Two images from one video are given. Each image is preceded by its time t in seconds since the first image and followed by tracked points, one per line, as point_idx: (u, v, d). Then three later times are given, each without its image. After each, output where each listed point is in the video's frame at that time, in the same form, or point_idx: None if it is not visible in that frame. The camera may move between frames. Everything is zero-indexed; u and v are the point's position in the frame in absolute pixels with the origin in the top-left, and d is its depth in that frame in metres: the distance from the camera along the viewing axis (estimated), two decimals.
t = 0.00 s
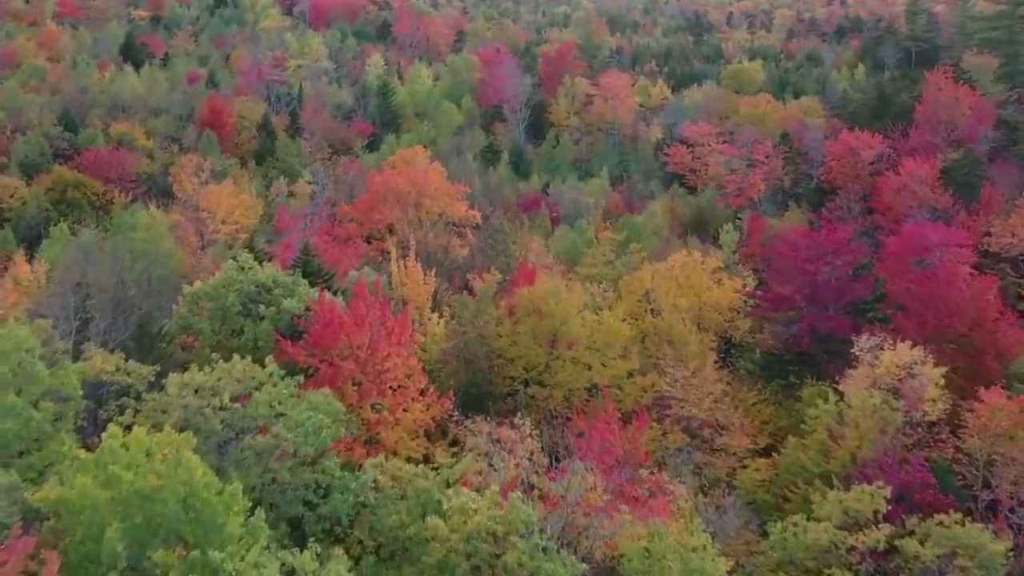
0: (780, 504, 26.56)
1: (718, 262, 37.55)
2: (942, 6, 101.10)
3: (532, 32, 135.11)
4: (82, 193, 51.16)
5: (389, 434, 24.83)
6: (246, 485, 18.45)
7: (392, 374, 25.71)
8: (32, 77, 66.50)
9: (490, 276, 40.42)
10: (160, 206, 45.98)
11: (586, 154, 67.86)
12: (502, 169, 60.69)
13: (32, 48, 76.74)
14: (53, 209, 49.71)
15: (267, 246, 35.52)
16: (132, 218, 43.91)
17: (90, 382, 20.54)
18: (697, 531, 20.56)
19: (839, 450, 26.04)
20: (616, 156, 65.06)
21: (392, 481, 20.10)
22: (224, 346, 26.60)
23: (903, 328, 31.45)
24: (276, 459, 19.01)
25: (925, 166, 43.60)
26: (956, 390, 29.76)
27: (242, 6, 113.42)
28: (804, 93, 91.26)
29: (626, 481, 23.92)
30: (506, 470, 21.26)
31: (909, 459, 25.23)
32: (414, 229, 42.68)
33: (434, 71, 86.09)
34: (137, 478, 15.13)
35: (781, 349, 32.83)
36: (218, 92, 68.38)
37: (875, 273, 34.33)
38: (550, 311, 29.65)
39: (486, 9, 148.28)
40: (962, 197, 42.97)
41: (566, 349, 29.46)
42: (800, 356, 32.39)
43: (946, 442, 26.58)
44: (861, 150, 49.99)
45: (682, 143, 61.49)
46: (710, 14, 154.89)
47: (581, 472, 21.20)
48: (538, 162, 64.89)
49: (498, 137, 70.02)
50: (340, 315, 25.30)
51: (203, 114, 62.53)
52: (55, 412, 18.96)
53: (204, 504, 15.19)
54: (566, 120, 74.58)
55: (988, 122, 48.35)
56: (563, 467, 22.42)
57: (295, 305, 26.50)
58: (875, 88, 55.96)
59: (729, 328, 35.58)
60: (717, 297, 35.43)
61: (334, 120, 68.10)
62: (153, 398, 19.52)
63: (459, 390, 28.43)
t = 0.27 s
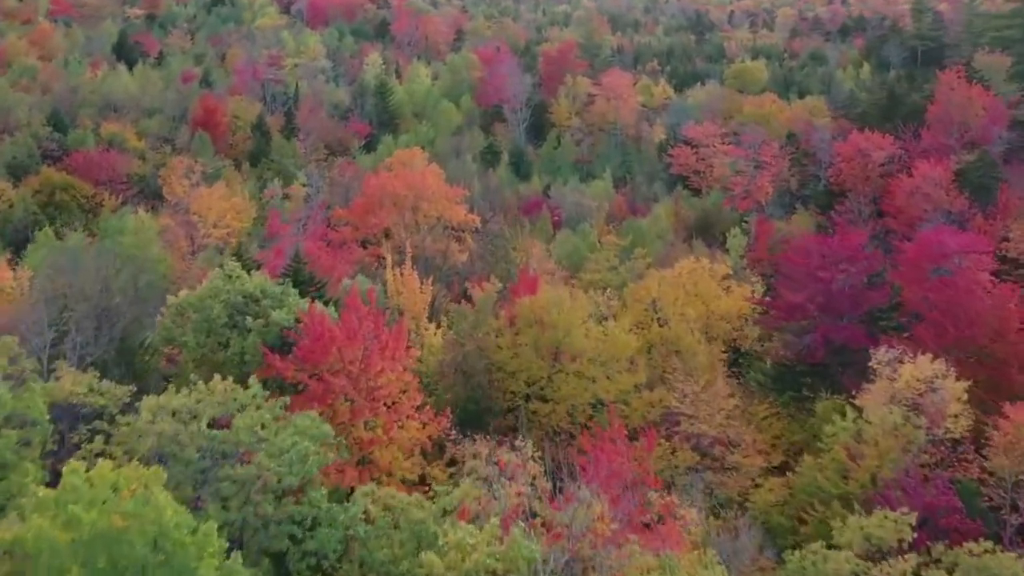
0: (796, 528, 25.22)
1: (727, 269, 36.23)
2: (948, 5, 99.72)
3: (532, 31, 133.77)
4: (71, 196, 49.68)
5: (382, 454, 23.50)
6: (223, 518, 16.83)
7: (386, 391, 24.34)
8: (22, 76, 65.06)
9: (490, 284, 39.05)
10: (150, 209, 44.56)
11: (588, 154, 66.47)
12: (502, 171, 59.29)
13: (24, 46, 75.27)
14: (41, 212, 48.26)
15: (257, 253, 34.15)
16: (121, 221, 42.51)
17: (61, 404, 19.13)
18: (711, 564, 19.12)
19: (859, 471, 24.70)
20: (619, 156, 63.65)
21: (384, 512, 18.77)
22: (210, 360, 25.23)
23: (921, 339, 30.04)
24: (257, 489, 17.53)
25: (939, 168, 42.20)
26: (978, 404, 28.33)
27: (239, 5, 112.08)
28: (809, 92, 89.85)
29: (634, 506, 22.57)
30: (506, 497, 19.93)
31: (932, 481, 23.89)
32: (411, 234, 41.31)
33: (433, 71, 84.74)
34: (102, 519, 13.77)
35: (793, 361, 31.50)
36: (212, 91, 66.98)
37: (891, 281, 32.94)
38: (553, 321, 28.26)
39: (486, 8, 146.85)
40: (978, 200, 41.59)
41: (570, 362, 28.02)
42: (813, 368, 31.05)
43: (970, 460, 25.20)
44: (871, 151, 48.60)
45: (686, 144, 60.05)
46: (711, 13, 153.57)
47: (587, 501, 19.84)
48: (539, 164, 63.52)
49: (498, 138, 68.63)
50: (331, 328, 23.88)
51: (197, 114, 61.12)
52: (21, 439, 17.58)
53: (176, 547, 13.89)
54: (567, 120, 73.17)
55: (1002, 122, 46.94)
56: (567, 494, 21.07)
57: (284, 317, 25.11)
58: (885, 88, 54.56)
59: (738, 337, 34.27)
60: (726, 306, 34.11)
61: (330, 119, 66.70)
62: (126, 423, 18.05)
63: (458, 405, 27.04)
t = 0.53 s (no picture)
0: (816, 555, 23.83)
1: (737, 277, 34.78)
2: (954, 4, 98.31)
3: (533, 30, 132.51)
4: (58, 198, 48.12)
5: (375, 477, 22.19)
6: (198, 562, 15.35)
7: (380, 410, 22.89)
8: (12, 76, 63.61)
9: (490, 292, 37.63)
10: (138, 214, 43.11)
11: (590, 156, 65.05)
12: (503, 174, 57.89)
13: (15, 46, 73.82)
14: (27, 215, 46.71)
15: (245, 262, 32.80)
16: (107, 226, 41.06)
17: (22, 432, 17.22)
18: None
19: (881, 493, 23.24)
20: (622, 158, 62.20)
21: (374, 549, 17.87)
22: (194, 374, 23.88)
23: (942, 353, 28.55)
24: (236, 528, 16.04)
25: (956, 171, 40.72)
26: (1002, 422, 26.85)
27: (237, 3, 111.10)
28: (814, 92, 88.47)
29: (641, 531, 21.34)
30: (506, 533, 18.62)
31: (958, 505, 22.48)
32: (408, 239, 39.88)
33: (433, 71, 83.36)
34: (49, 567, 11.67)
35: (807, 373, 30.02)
36: (206, 91, 65.55)
37: (909, 291, 31.45)
38: (559, 334, 26.98)
39: (486, 7, 145.52)
40: (996, 204, 40.11)
41: (573, 378, 26.70)
42: (828, 380, 29.49)
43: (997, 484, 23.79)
44: (882, 153, 47.15)
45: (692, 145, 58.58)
46: (713, 12, 152.29)
47: (594, 537, 18.47)
48: (540, 166, 62.09)
49: (498, 139, 67.20)
50: (320, 343, 22.33)
51: (189, 114, 59.68)
52: None
53: None
54: (569, 121, 71.74)
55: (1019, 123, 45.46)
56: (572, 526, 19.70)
57: (271, 331, 23.61)
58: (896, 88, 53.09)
59: (749, 347, 32.88)
60: (737, 315, 32.73)
61: (326, 120, 65.33)
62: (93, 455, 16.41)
63: (457, 422, 25.53)
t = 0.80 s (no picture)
0: None
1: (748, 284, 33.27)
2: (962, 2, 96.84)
3: (533, 28, 131.18)
4: (45, 202, 46.50)
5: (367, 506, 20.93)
6: None
7: (372, 434, 21.45)
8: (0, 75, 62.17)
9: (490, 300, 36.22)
10: (126, 218, 41.68)
11: (592, 157, 63.63)
12: (503, 176, 56.45)
13: (6, 44, 72.38)
14: (13, 219, 45.10)
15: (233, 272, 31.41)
16: (93, 231, 39.63)
17: None
18: None
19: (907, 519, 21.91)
20: (625, 159, 60.80)
21: None
22: (175, 394, 22.41)
23: (966, 368, 27.07)
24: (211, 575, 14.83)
25: (973, 174, 39.26)
26: None
27: (233, 2, 109.51)
28: (820, 92, 87.02)
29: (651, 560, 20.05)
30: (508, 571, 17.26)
31: (990, 531, 20.92)
32: (404, 243, 38.49)
33: (432, 71, 81.96)
34: None
35: (821, 387, 28.59)
36: (199, 91, 64.14)
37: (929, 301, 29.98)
38: (562, 347, 25.58)
39: (487, 5, 144.04)
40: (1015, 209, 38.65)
41: (578, 397, 25.34)
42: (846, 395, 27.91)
43: None
44: (895, 155, 45.70)
45: (696, 146, 57.11)
46: (716, 11, 150.86)
47: None
48: (542, 168, 60.68)
49: (498, 139, 65.77)
50: (308, 363, 20.80)
51: (182, 115, 58.27)
52: None
53: None
54: (571, 121, 70.30)
55: None
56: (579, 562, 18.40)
57: (256, 348, 22.00)
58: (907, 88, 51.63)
59: (760, 360, 31.36)
60: (748, 326, 31.23)
61: (323, 120, 63.91)
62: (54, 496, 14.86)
63: (454, 443, 24.07)
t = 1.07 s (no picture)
0: None
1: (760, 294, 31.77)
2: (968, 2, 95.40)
3: (534, 28, 129.86)
4: (31, 206, 44.53)
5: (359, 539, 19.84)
6: None
7: (361, 464, 19.92)
8: None
9: (490, 312, 34.79)
10: (112, 224, 40.25)
11: (595, 159, 62.18)
12: (503, 179, 55.02)
13: None
14: None
15: (219, 285, 30.07)
16: (77, 237, 38.21)
17: None
18: None
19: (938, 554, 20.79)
20: (629, 162, 59.37)
21: None
22: (151, 419, 20.87)
23: (994, 387, 25.55)
24: None
25: (992, 178, 37.78)
26: None
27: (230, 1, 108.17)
28: (825, 92, 85.55)
29: None
30: None
31: None
32: (402, 252, 36.86)
33: (430, 71, 80.53)
34: None
35: (838, 405, 27.10)
36: (192, 91, 62.72)
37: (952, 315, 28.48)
38: (566, 366, 24.11)
39: (486, 5, 142.71)
40: None
41: (583, 418, 23.82)
42: (863, 414, 26.51)
43: None
44: (908, 158, 44.17)
45: (701, 148, 55.62)
46: (717, 11, 149.60)
47: None
48: (543, 172, 59.24)
49: (498, 141, 64.34)
50: (292, 386, 19.18)
51: (173, 116, 56.82)
52: None
53: None
54: (572, 123, 68.84)
55: None
56: None
57: (237, 369, 20.43)
58: (919, 89, 50.17)
59: (772, 375, 29.80)
60: (760, 340, 29.63)
61: (319, 122, 62.48)
62: None
63: (451, 472, 23.03)
